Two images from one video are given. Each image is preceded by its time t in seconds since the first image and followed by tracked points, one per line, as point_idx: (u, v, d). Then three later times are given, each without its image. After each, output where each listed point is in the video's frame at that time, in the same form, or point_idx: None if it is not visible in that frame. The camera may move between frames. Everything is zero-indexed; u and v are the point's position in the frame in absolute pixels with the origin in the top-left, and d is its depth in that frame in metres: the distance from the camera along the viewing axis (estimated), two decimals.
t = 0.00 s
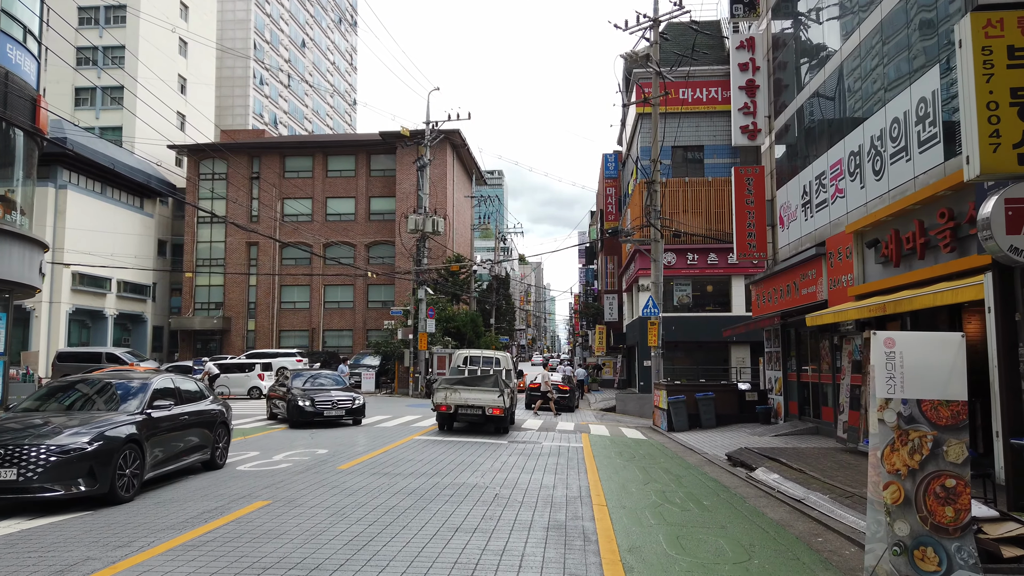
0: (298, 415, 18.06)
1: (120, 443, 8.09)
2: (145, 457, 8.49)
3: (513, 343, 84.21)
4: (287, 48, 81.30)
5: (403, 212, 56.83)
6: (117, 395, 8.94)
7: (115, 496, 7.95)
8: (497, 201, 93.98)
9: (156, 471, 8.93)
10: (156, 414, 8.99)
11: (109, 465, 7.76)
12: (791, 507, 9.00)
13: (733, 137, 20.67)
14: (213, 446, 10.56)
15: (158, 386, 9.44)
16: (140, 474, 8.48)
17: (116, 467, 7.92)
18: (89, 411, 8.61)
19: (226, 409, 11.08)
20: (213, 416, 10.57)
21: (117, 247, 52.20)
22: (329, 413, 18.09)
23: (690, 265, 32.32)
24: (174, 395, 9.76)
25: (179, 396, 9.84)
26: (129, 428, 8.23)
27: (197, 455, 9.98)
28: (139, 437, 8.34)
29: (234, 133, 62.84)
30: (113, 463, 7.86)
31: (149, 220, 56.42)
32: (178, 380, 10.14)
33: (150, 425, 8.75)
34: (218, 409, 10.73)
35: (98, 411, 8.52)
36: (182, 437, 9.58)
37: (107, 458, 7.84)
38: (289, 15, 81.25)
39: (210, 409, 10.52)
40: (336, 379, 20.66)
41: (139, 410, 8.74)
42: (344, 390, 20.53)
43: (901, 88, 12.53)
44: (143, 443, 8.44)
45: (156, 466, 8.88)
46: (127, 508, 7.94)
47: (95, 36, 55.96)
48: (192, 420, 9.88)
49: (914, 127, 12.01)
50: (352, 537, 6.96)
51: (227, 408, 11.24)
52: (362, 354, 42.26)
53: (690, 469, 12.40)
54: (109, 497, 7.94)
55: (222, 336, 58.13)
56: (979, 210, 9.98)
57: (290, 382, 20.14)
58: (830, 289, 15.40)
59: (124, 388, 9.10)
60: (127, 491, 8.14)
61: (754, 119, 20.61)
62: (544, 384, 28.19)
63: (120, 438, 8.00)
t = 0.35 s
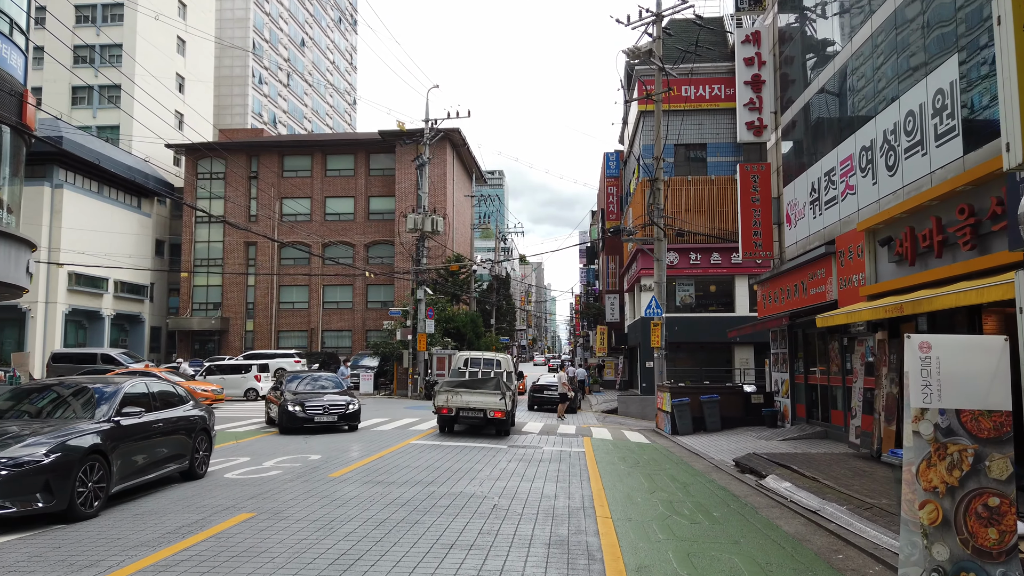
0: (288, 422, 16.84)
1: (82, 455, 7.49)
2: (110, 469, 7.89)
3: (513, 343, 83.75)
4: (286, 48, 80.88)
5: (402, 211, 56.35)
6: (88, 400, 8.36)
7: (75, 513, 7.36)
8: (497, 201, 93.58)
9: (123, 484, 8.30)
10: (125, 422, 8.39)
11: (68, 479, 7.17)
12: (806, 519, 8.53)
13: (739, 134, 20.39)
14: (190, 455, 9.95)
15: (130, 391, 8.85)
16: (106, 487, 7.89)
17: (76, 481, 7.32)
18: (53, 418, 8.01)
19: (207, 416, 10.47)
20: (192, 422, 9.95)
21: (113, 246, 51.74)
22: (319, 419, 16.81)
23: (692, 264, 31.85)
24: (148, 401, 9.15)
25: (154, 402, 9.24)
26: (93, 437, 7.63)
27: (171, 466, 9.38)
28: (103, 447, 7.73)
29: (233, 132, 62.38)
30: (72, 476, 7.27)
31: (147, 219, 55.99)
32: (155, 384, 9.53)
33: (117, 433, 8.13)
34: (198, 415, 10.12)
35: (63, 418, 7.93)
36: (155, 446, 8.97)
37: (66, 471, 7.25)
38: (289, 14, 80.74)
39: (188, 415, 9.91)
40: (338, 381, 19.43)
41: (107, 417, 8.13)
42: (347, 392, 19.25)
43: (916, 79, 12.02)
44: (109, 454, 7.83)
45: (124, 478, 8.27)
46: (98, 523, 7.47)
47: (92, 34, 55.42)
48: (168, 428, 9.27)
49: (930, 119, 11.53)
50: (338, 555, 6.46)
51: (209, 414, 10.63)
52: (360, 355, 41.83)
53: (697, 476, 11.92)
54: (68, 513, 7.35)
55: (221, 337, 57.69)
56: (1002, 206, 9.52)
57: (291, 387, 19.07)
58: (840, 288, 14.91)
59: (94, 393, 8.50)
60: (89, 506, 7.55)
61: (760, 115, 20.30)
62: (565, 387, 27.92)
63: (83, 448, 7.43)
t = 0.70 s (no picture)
0: (271, 426, 15.60)
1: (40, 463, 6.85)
2: (73, 478, 7.25)
3: (512, 344, 83.31)
4: (284, 46, 80.38)
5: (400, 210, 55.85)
6: (53, 404, 7.70)
7: (29, 527, 6.72)
8: (495, 200, 93.09)
9: (89, 494, 7.62)
10: (91, 427, 7.73)
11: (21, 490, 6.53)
12: (821, 529, 8.07)
13: (743, 130, 19.82)
14: (168, 461, 9.26)
15: (100, 393, 8.20)
16: (69, 498, 7.25)
17: (31, 492, 6.69)
18: (13, 422, 7.38)
19: (187, 419, 9.78)
20: (169, 426, 9.26)
21: (108, 245, 51.18)
22: (305, 423, 15.54)
23: (693, 263, 31.40)
24: (119, 403, 8.48)
25: (126, 405, 8.57)
26: (53, 444, 6.99)
27: (146, 473, 8.71)
28: (64, 454, 7.09)
29: (230, 130, 61.85)
30: (27, 487, 6.63)
31: (142, 218, 55.46)
32: (127, 386, 8.84)
33: (82, 438, 7.48)
34: (177, 418, 9.47)
35: (23, 422, 7.30)
36: (126, 452, 8.29)
37: (20, 481, 6.61)
38: (287, 12, 80.13)
39: (165, 418, 9.21)
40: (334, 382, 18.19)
41: (72, 422, 7.49)
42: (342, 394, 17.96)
43: (931, 67, 11.56)
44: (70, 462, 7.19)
45: (89, 488, 7.60)
46: (68, 534, 6.99)
47: (87, 31, 54.90)
48: (141, 432, 8.58)
49: (946, 109, 11.07)
50: (326, 569, 6.02)
51: (190, 417, 9.96)
52: (357, 355, 41.38)
53: (703, 481, 11.44)
54: (23, 527, 6.72)
55: (216, 337, 57.16)
56: None
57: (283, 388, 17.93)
58: (849, 286, 14.47)
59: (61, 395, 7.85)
60: (47, 519, 6.91)
61: (765, 109, 19.72)
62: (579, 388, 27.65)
63: (40, 456, 6.79)
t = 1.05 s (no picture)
0: (246, 430, 14.17)
1: None
2: (24, 487, 6.42)
3: (508, 345, 82.83)
4: (278, 44, 79.81)
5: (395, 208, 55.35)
6: (10, 403, 6.86)
7: None
8: (491, 199, 92.66)
9: (42, 503, 6.73)
10: (48, 429, 6.87)
11: None
12: (835, 536, 7.57)
13: (744, 122, 19.27)
14: (136, 466, 8.37)
15: (59, 391, 7.34)
16: (19, 510, 6.40)
17: None
18: None
19: (159, 420, 8.88)
20: (138, 428, 8.37)
21: (99, 244, 50.50)
22: (282, 426, 14.08)
23: (692, 261, 30.96)
24: (80, 404, 7.59)
25: (88, 405, 7.68)
26: None
27: (115, 479, 7.88)
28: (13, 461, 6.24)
29: (224, 128, 61.27)
30: None
31: (134, 217, 54.85)
32: (90, 385, 7.95)
33: (35, 442, 6.63)
34: (150, 418, 8.63)
35: None
36: (87, 458, 7.39)
37: None
38: (282, 10, 79.55)
39: (133, 420, 8.32)
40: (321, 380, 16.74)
41: (24, 423, 6.63)
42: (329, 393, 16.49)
43: (943, 53, 11.10)
44: (21, 469, 6.34)
45: (43, 497, 6.73)
46: (25, 547, 6.44)
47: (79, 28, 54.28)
48: (105, 435, 7.69)
49: (959, 96, 10.62)
50: None
51: (164, 419, 9.09)
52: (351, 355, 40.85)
53: (706, 484, 10.95)
54: None
55: (209, 336, 56.57)
56: None
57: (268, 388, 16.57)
58: (854, 282, 14.05)
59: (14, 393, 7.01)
60: None
61: (766, 102, 19.23)
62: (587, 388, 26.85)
63: None
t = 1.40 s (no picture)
0: (221, 436, 13.05)
1: None
2: None
3: (508, 344, 82.38)
4: (277, 42, 79.35)
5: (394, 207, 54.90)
6: None
7: None
8: (491, 198, 92.19)
9: None
10: None
11: None
12: (853, 546, 7.07)
13: (749, 116, 18.89)
14: (102, 473, 7.76)
15: (12, 393, 6.75)
16: None
17: None
18: None
19: (128, 425, 8.27)
20: (104, 433, 7.76)
21: (95, 242, 50.04)
22: (258, 431, 12.93)
23: (694, 259, 30.50)
24: (37, 406, 7.00)
25: (46, 407, 7.08)
26: None
27: (77, 488, 7.29)
28: None
29: (222, 126, 60.80)
30: None
31: (131, 215, 54.39)
32: (50, 386, 7.37)
33: None
34: (117, 422, 8.05)
35: None
36: (43, 465, 6.80)
37: None
38: (281, 8, 79.06)
39: (98, 424, 7.71)
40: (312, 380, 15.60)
41: None
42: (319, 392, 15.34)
43: (960, 37, 10.57)
44: None
45: None
46: None
47: (75, 25, 53.76)
48: (65, 440, 7.10)
49: (977, 83, 10.10)
50: None
51: (134, 422, 8.51)
52: (348, 355, 40.41)
53: (712, 490, 10.44)
54: None
55: (207, 336, 56.09)
56: None
57: (256, 389, 15.50)
58: (864, 279, 13.56)
59: None
60: None
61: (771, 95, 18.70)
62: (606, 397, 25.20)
63: None
